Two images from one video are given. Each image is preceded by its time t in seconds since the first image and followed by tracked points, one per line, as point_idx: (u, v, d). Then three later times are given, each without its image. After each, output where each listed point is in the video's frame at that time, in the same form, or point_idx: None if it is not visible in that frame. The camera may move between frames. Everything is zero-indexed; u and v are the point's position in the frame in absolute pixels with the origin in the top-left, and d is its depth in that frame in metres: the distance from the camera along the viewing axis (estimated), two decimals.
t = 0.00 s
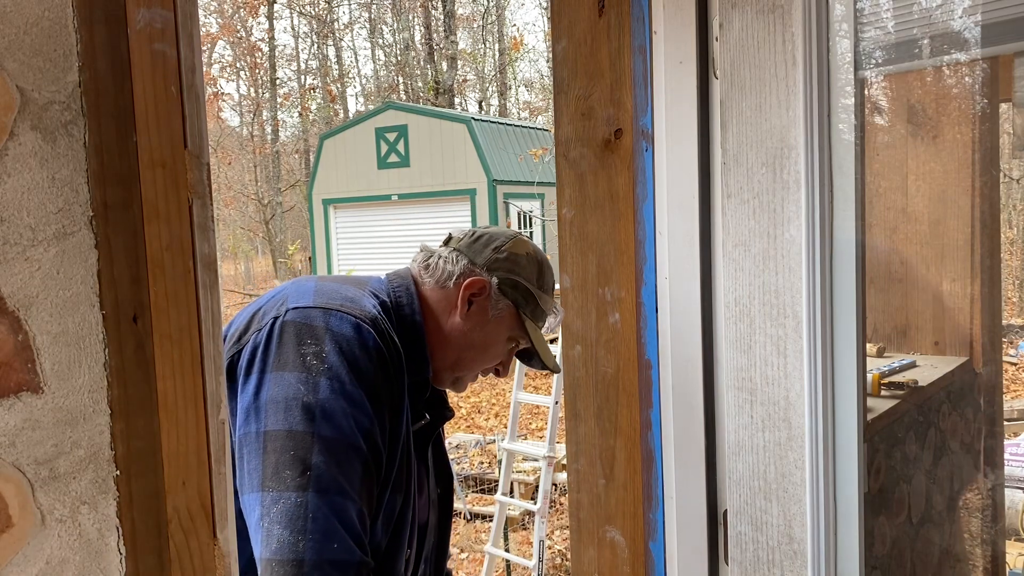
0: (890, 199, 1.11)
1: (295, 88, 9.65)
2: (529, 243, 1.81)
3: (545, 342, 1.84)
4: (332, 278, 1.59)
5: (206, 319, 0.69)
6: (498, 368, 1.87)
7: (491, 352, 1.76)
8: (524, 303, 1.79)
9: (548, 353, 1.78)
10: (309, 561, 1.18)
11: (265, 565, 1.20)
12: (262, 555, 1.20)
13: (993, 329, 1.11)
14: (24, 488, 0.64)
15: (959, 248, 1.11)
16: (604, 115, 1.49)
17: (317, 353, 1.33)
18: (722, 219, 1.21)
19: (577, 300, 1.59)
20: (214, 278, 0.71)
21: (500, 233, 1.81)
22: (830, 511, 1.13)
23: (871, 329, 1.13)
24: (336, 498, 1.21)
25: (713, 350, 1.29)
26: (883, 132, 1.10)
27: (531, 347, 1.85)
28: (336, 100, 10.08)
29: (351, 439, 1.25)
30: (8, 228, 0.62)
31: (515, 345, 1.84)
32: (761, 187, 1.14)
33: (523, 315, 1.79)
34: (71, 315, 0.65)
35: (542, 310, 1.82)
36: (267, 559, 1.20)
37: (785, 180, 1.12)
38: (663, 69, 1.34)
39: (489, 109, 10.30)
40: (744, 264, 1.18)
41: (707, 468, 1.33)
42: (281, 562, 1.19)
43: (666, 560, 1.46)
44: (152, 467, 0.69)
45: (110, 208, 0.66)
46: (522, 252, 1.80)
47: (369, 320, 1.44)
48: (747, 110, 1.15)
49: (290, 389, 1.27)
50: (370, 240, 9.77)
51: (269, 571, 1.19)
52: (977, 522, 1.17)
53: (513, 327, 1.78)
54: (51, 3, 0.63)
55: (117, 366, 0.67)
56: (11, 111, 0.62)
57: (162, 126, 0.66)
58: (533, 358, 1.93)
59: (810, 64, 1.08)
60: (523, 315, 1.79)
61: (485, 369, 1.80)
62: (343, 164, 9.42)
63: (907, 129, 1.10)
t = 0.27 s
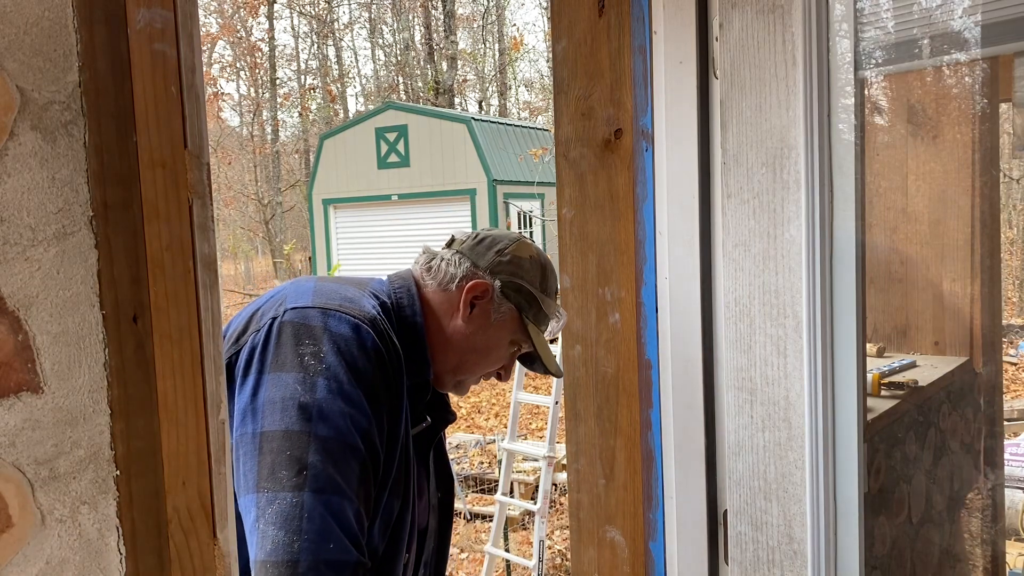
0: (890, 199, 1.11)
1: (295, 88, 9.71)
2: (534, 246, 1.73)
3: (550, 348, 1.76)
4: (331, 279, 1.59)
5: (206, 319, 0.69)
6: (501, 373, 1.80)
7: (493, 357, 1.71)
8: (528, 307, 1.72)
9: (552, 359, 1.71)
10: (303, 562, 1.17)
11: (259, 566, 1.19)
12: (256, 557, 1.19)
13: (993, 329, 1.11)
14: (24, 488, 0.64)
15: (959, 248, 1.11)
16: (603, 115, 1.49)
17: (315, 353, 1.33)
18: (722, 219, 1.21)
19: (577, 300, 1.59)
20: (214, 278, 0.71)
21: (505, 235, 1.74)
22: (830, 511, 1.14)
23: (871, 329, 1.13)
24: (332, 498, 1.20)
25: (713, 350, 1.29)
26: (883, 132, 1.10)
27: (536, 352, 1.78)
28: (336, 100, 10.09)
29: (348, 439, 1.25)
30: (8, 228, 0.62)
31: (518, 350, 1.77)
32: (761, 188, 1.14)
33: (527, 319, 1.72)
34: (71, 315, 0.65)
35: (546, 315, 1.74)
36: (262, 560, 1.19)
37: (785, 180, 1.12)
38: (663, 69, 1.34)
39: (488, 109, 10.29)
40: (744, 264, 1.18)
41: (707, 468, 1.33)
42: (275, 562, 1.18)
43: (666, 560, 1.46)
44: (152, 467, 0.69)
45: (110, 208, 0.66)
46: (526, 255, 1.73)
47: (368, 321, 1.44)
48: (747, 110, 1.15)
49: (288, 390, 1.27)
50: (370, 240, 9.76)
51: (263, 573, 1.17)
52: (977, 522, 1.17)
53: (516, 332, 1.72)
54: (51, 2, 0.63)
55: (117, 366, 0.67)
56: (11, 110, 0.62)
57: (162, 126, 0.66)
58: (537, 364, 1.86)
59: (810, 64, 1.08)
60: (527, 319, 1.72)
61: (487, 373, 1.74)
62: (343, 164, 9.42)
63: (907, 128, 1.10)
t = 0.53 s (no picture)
0: (890, 199, 1.12)
1: (295, 87, 9.74)
2: (537, 248, 1.74)
3: (550, 350, 1.77)
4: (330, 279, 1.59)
5: (206, 320, 0.69)
6: (501, 374, 1.81)
7: (494, 358, 1.71)
8: (529, 309, 1.72)
9: (553, 361, 1.71)
10: (302, 558, 1.16)
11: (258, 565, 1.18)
12: (254, 555, 1.18)
13: (993, 328, 1.11)
14: (24, 488, 0.64)
15: (959, 248, 1.10)
16: (603, 115, 1.49)
17: (313, 351, 1.33)
18: (722, 219, 1.21)
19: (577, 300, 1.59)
20: (215, 278, 0.71)
21: (507, 236, 1.74)
22: (830, 511, 1.14)
23: (871, 329, 1.13)
24: (330, 493, 1.19)
25: (713, 350, 1.29)
26: (883, 132, 1.10)
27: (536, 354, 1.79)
28: (336, 100, 10.10)
29: (347, 435, 1.24)
30: (8, 228, 0.62)
31: (519, 351, 1.77)
32: (761, 188, 1.14)
33: (528, 321, 1.72)
34: (71, 315, 0.65)
35: (548, 317, 1.75)
36: (261, 558, 1.18)
37: (785, 180, 1.12)
38: (663, 69, 1.34)
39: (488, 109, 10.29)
40: (744, 264, 1.18)
41: (707, 468, 1.33)
42: (273, 560, 1.17)
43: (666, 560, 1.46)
44: (151, 467, 0.69)
45: (110, 208, 0.66)
46: (528, 257, 1.73)
47: (366, 320, 1.44)
48: (747, 110, 1.15)
49: (286, 388, 1.27)
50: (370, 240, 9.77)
51: (261, 570, 1.16)
52: (977, 522, 1.17)
53: (518, 334, 1.72)
54: (51, 3, 0.63)
55: (118, 366, 0.67)
56: (12, 110, 0.62)
57: (163, 126, 0.66)
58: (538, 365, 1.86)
59: (810, 64, 1.08)
60: (528, 321, 1.72)
61: (488, 374, 1.75)
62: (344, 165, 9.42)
63: (907, 128, 1.10)
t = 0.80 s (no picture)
0: (890, 199, 1.12)
1: (295, 88, 9.74)
2: (538, 249, 1.74)
3: (551, 351, 1.77)
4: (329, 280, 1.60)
5: (206, 320, 0.69)
6: (501, 375, 1.81)
7: (495, 358, 1.71)
8: (530, 310, 1.72)
9: (554, 363, 1.71)
10: (302, 552, 1.13)
11: (257, 563, 1.14)
12: (253, 552, 1.15)
13: (992, 327, 1.10)
14: (24, 488, 0.64)
15: (959, 248, 1.10)
16: (604, 115, 1.49)
17: (313, 349, 1.33)
18: (722, 219, 1.21)
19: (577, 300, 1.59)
20: (215, 278, 0.71)
21: (508, 237, 1.74)
22: (830, 511, 1.14)
23: (871, 329, 1.13)
24: (331, 487, 1.17)
25: (713, 350, 1.29)
26: (883, 132, 1.11)
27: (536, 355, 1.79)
28: (336, 100, 10.11)
29: (346, 430, 1.24)
30: (8, 228, 0.62)
31: (519, 352, 1.77)
32: (761, 187, 1.14)
33: (529, 322, 1.72)
34: (71, 315, 0.65)
35: (549, 319, 1.74)
36: (260, 556, 1.14)
37: (785, 180, 1.12)
38: (663, 69, 1.34)
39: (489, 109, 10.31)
40: (744, 264, 1.18)
41: (707, 468, 1.33)
42: (273, 555, 1.13)
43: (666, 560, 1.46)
44: (151, 467, 0.69)
45: (109, 208, 0.66)
46: (529, 258, 1.73)
47: (365, 318, 1.44)
48: (747, 110, 1.15)
49: (286, 385, 1.26)
50: (370, 240, 9.77)
51: (260, 567, 1.13)
52: (977, 523, 1.16)
53: (518, 335, 1.72)
54: (51, 3, 0.63)
55: (118, 366, 0.67)
56: (12, 110, 0.62)
57: (163, 126, 0.66)
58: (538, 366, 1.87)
59: (810, 64, 1.08)
60: (528, 322, 1.72)
61: (488, 375, 1.75)
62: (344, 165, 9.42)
63: (907, 128, 1.10)
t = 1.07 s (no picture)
0: (890, 199, 1.12)
1: (295, 88, 9.74)
2: (540, 251, 1.74)
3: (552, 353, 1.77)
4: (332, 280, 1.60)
5: (206, 320, 0.69)
6: (502, 376, 1.81)
7: (496, 360, 1.71)
8: (531, 311, 1.72)
9: (554, 364, 1.72)
10: (304, 546, 1.12)
11: (260, 558, 1.14)
12: (256, 547, 1.14)
13: (992, 327, 1.10)
14: (24, 488, 0.64)
15: (959, 248, 1.10)
16: (604, 115, 1.49)
17: (316, 348, 1.33)
18: (722, 219, 1.21)
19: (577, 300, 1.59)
20: (215, 278, 0.71)
21: (510, 239, 1.73)
22: (830, 511, 1.14)
23: (871, 329, 1.13)
24: (334, 481, 1.17)
25: (713, 350, 1.29)
26: (883, 133, 1.11)
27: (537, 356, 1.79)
28: (336, 100, 10.11)
29: (349, 426, 1.24)
30: (8, 228, 0.62)
31: (520, 353, 1.77)
32: (761, 187, 1.14)
33: (530, 323, 1.72)
34: (71, 315, 0.65)
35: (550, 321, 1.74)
36: (263, 550, 1.14)
37: (785, 180, 1.12)
38: (663, 69, 1.34)
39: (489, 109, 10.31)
40: (744, 264, 1.18)
41: (707, 468, 1.33)
42: (276, 549, 1.13)
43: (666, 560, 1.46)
44: (151, 467, 0.69)
45: (109, 208, 0.66)
46: (531, 259, 1.73)
47: (368, 317, 1.45)
48: (747, 110, 1.15)
49: (289, 382, 1.26)
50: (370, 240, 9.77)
51: (263, 562, 1.13)
52: (977, 523, 1.16)
53: (519, 336, 1.72)
54: (51, 3, 0.63)
55: (118, 366, 0.67)
56: (12, 110, 0.62)
57: (163, 126, 0.66)
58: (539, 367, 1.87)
59: (810, 64, 1.08)
60: (530, 323, 1.72)
61: (489, 376, 1.75)
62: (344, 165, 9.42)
63: (907, 128, 1.10)
